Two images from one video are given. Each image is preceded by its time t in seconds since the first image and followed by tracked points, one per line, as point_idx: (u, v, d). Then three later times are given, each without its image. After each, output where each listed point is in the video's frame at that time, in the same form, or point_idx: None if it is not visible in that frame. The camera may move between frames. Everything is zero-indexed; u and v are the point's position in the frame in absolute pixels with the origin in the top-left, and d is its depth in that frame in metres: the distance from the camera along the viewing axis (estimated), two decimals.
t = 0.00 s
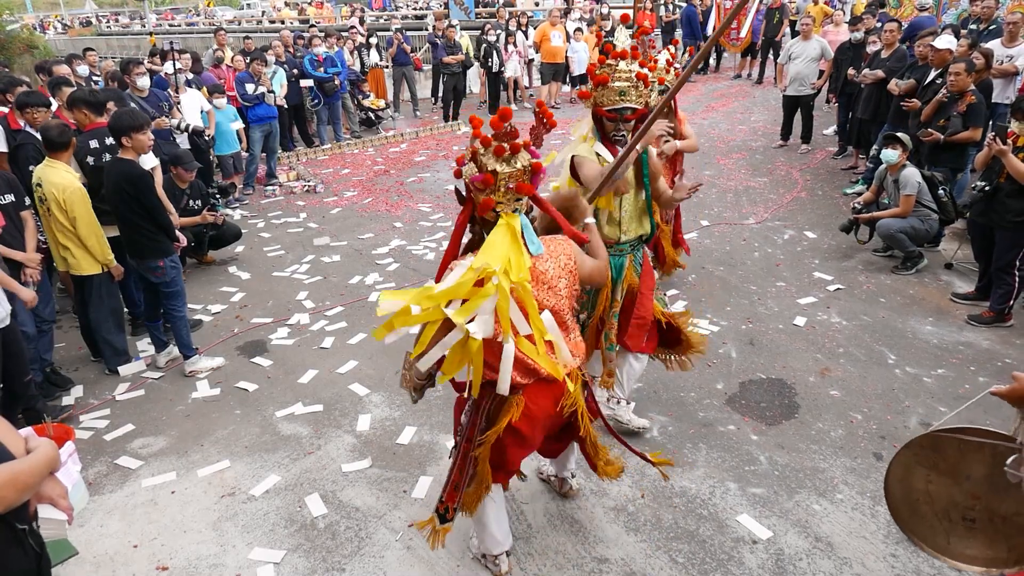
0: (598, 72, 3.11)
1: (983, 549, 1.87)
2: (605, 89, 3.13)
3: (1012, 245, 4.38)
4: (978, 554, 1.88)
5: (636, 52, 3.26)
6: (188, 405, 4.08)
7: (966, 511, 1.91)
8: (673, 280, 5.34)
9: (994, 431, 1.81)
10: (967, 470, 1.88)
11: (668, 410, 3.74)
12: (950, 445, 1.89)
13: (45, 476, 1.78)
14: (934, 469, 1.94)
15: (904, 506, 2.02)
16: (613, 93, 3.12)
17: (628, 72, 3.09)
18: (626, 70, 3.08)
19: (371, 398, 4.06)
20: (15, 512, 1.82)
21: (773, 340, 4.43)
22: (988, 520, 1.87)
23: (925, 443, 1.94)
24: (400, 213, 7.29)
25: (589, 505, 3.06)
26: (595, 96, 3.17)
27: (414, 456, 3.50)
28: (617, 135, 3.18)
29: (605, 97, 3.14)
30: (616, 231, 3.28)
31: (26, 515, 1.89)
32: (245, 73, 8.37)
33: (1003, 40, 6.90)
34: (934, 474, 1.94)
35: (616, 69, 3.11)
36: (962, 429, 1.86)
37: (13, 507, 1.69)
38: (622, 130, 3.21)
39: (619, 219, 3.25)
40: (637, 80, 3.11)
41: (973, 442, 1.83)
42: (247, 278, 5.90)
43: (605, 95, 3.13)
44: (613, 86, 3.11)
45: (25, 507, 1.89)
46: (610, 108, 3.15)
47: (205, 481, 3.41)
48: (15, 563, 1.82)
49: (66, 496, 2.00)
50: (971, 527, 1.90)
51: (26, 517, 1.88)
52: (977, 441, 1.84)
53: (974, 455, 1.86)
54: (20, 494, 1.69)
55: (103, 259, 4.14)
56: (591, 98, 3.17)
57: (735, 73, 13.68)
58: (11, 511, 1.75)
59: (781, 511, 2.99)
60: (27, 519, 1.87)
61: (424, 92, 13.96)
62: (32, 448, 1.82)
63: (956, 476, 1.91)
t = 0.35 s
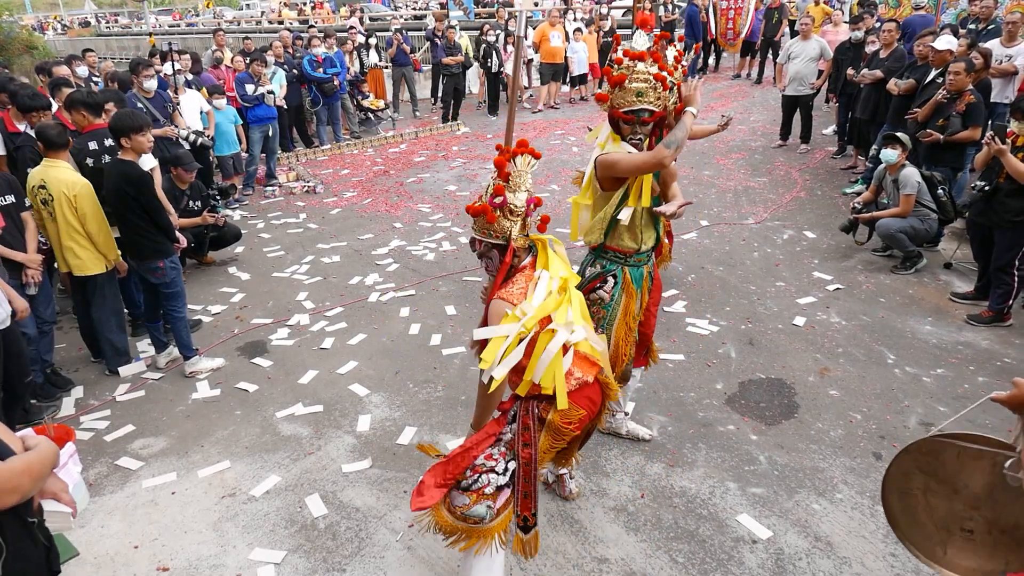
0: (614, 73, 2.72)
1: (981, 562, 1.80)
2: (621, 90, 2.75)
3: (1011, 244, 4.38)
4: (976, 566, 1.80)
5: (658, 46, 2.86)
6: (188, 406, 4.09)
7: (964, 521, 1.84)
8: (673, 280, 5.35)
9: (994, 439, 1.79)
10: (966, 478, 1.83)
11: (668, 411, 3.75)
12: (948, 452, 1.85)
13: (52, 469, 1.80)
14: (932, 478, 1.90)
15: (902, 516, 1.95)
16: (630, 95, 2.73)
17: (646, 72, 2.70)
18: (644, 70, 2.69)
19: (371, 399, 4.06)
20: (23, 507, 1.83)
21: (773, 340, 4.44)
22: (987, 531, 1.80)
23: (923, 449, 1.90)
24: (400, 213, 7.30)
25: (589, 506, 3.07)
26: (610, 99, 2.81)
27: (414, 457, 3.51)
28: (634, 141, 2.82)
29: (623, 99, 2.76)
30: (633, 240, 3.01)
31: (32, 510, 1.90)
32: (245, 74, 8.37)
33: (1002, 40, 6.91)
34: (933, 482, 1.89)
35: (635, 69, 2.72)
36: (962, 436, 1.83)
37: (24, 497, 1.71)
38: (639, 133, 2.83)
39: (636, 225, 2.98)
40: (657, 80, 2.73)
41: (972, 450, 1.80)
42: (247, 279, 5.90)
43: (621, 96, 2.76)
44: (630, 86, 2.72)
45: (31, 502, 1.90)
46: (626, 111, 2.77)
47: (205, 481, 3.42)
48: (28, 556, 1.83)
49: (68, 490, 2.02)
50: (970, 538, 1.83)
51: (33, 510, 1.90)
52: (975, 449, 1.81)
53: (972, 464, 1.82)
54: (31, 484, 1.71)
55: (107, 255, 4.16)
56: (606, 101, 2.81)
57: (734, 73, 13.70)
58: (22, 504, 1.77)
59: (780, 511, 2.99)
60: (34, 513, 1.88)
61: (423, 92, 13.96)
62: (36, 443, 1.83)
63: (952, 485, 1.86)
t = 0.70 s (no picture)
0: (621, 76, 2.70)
1: (977, 561, 1.79)
2: (627, 94, 2.71)
3: (1011, 244, 4.38)
4: (972, 566, 1.79)
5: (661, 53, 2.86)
6: (187, 407, 4.08)
7: (962, 521, 1.83)
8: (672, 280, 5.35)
9: (994, 437, 1.79)
10: (965, 477, 1.82)
11: (667, 411, 3.75)
12: (948, 450, 1.86)
13: (54, 468, 1.80)
14: (931, 476, 1.89)
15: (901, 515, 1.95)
16: (636, 99, 2.70)
17: (652, 76, 2.69)
18: (652, 74, 2.68)
19: (370, 400, 4.06)
20: (26, 505, 1.83)
21: (772, 340, 4.44)
22: (984, 530, 1.79)
23: (923, 448, 1.90)
24: (399, 214, 7.29)
25: (588, 507, 3.07)
26: (615, 104, 2.77)
27: (413, 457, 3.51)
28: (641, 145, 2.76)
29: (628, 102, 2.72)
30: (652, 244, 2.89)
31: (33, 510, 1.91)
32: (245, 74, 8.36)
33: (1001, 40, 6.91)
34: (932, 481, 1.89)
35: (640, 73, 2.71)
36: (961, 433, 1.84)
37: (27, 495, 1.71)
38: (645, 138, 2.78)
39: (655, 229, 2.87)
40: (664, 85, 2.71)
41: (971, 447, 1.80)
42: (247, 279, 5.90)
43: (627, 101, 2.72)
44: (636, 90, 2.69)
45: (31, 502, 1.91)
46: (631, 115, 2.72)
47: (205, 482, 3.41)
48: (31, 555, 1.83)
49: (67, 492, 2.04)
50: (966, 538, 1.82)
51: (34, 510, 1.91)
52: (973, 447, 1.81)
53: (970, 462, 1.81)
54: (34, 481, 1.71)
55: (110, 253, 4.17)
56: (612, 105, 2.77)
57: (733, 73, 13.73)
58: (24, 503, 1.77)
59: (779, 511, 3.00)
60: (34, 513, 1.89)
61: (423, 92, 13.96)
62: (35, 444, 1.83)
63: (949, 484, 1.86)
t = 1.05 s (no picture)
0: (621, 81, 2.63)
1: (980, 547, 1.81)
2: (627, 99, 2.63)
3: (1009, 243, 4.40)
4: (976, 552, 1.82)
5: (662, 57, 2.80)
6: (185, 408, 4.08)
7: (964, 508, 1.86)
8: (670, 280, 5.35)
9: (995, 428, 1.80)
10: (966, 467, 1.84)
11: (665, 411, 3.75)
12: (949, 442, 1.86)
13: (52, 470, 1.80)
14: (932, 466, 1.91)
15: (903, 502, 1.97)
16: (636, 103, 2.61)
17: (653, 80, 2.59)
18: (652, 78, 2.58)
19: (368, 400, 4.06)
20: (24, 508, 1.83)
21: (770, 340, 4.44)
22: (985, 517, 1.82)
23: (924, 439, 1.91)
24: (398, 214, 7.29)
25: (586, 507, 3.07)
26: (616, 108, 2.69)
27: (410, 458, 3.51)
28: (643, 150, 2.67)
29: (628, 107, 2.64)
30: (660, 257, 2.79)
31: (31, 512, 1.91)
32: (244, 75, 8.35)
33: (999, 40, 6.92)
34: (933, 472, 1.91)
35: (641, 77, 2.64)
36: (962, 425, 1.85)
37: (25, 498, 1.71)
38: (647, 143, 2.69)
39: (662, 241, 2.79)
40: (665, 90, 2.62)
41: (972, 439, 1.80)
42: (245, 280, 5.89)
43: (627, 105, 2.64)
44: (636, 94, 2.60)
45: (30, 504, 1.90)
46: (632, 119, 2.64)
47: (203, 483, 3.41)
48: (29, 557, 1.82)
49: (65, 494, 2.04)
50: (968, 525, 1.85)
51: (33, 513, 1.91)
52: (974, 438, 1.82)
53: (971, 453, 1.83)
54: (32, 484, 1.71)
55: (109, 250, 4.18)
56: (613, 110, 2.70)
57: (731, 74, 13.76)
58: (20, 506, 1.77)
59: (777, 511, 3.00)
60: (32, 516, 1.89)
61: (421, 92, 13.97)
62: (35, 446, 1.84)
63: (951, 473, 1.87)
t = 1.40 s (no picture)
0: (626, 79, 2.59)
1: (981, 537, 2.00)
2: (633, 98, 2.58)
3: (1006, 244, 4.41)
4: (979, 541, 2.01)
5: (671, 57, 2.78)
6: (183, 408, 4.08)
7: (965, 502, 2.04)
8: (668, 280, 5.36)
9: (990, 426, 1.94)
10: (965, 464, 2.01)
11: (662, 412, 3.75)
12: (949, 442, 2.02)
13: (50, 475, 1.79)
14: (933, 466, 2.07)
15: (906, 498, 2.15)
16: (643, 103, 2.56)
17: (659, 80, 2.59)
18: (659, 78, 2.58)
19: (366, 400, 4.06)
20: (20, 510, 1.83)
21: (768, 340, 4.45)
22: (985, 509, 1.99)
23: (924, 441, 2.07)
24: (396, 214, 7.30)
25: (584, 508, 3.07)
26: (621, 108, 2.64)
27: (408, 458, 3.51)
28: (649, 152, 2.62)
29: (634, 107, 2.59)
30: (660, 262, 2.81)
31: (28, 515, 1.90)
32: (242, 75, 8.33)
33: (996, 41, 6.93)
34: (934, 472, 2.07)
35: (648, 77, 2.60)
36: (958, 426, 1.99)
37: (20, 503, 1.70)
38: (654, 146, 2.62)
39: (663, 246, 2.80)
40: (672, 91, 2.61)
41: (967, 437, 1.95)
42: (243, 280, 5.89)
43: (633, 105, 2.58)
44: (642, 94, 2.57)
45: (27, 507, 1.90)
46: (639, 120, 2.59)
47: (201, 483, 3.41)
48: (25, 558, 1.83)
49: (64, 499, 2.03)
50: (969, 517, 2.03)
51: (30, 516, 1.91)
52: (971, 437, 1.97)
53: (968, 450, 1.99)
54: (27, 490, 1.70)
55: (108, 249, 4.18)
56: (618, 112, 2.64)
57: (729, 74, 13.78)
58: (16, 511, 1.76)
59: (774, 511, 3.01)
60: (28, 520, 1.89)
61: (420, 93, 13.98)
62: (34, 449, 1.83)
63: (953, 471, 2.03)
